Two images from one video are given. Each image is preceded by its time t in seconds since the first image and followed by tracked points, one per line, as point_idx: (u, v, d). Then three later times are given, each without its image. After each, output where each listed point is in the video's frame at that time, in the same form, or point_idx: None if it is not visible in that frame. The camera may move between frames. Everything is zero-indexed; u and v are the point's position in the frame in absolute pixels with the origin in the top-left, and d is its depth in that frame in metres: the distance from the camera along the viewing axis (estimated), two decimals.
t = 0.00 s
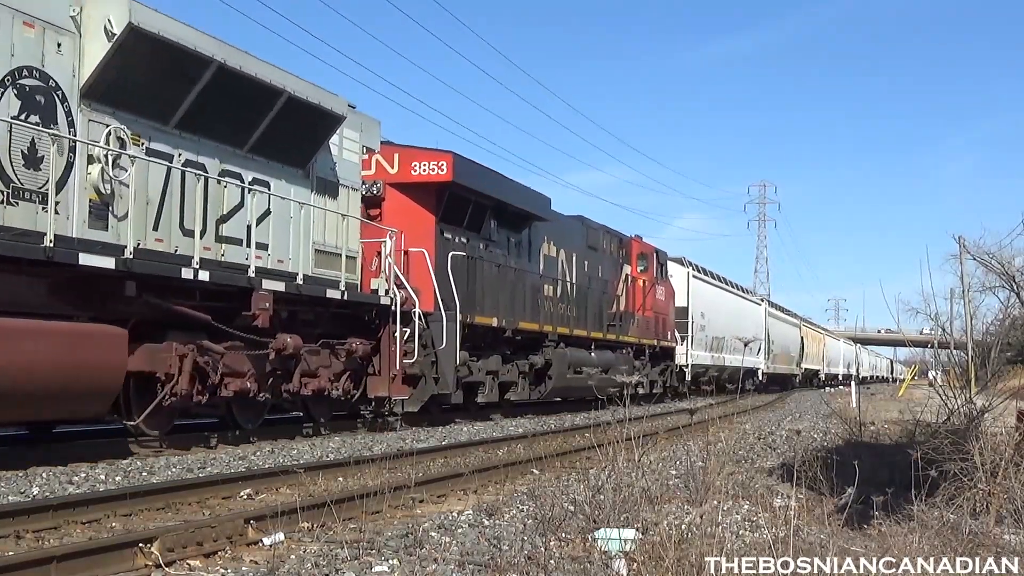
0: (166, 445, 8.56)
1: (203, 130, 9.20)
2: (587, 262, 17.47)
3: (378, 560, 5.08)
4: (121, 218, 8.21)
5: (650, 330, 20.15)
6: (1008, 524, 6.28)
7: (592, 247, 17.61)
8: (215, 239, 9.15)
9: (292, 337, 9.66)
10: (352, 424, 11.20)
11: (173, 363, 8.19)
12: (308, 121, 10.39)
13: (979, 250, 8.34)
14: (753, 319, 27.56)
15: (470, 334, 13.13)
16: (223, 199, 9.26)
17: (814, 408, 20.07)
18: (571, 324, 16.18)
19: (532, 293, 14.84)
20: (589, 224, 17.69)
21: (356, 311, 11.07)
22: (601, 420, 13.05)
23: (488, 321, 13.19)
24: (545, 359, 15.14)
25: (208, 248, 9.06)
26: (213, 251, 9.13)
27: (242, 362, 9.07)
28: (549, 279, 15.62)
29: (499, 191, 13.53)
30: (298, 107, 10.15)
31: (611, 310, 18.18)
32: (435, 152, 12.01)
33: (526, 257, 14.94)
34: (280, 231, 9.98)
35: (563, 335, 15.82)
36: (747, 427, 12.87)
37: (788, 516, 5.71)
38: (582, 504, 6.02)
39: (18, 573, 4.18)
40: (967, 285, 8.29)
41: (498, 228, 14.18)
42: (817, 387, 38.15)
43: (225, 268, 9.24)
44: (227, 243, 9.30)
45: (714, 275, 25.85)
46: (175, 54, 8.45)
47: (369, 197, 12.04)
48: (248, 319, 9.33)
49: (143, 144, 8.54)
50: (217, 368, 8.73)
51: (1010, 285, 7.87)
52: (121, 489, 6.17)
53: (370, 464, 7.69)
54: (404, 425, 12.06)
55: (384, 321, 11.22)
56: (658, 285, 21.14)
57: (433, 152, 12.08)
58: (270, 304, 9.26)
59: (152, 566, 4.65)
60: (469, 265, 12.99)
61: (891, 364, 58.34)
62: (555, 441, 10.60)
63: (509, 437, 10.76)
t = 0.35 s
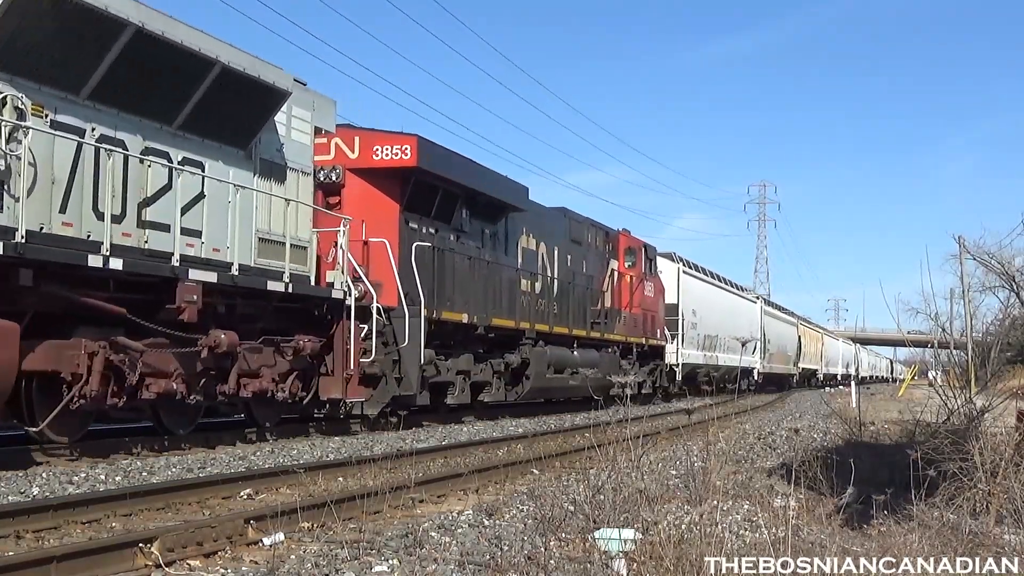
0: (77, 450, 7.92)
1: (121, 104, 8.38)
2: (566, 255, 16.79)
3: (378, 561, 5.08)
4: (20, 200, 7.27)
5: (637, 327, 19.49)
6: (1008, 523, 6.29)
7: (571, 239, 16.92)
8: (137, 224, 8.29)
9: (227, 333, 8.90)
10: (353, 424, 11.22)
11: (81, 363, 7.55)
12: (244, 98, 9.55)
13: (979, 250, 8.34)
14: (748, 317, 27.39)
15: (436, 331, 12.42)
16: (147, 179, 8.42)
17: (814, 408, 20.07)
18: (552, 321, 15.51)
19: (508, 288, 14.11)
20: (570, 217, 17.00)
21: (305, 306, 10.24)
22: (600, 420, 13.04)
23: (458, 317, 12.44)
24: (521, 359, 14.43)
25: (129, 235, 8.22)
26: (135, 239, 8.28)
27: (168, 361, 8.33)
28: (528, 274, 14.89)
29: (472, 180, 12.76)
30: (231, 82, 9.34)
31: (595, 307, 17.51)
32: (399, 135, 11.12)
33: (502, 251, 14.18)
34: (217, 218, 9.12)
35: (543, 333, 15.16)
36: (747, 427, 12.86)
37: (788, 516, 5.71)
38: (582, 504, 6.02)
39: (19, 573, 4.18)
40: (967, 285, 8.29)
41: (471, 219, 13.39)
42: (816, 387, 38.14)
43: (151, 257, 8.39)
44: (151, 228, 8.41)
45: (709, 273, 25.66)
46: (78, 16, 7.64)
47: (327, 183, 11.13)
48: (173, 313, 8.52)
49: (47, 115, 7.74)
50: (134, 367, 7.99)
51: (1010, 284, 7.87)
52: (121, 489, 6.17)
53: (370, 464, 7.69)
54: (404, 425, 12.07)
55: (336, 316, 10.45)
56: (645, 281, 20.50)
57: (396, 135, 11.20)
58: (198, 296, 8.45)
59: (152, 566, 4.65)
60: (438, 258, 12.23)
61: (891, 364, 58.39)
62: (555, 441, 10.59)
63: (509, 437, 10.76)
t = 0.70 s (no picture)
0: None
1: (24, 71, 7.49)
2: (552, 248, 15.98)
3: (378, 560, 5.08)
4: None
5: (624, 325, 18.67)
6: (1008, 523, 6.28)
7: (556, 232, 16.13)
8: (39, 206, 7.49)
9: (146, 329, 7.99)
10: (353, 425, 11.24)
11: None
12: (168, 72, 8.59)
13: (978, 250, 8.33)
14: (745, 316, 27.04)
15: (399, 328, 11.62)
16: (52, 157, 7.60)
17: (813, 408, 20.05)
18: (530, 319, 14.70)
19: (482, 283, 13.27)
20: (555, 209, 16.19)
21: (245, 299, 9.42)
22: (600, 420, 13.04)
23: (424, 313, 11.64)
24: (496, 358, 13.61)
25: (30, 218, 7.41)
26: (37, 222, 7.46)
27: (76, 359, 7.58)
28: (505, 269, 14.05)
29: (441, 167, 11.91)
30: (154, 55, 8.39)
31: (580, 304, 16.68)
32: (357, 117, 10.36)
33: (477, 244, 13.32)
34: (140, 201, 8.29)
35: (520, 331, 14.35)
36: (747, 427, 12.85)
37: (788, 516, 5.70)
38: (582, 504, 6.03)
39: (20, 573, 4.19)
40: (967, 285, 8.28)
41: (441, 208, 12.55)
42: (815, 386, 38.19)
43: (58, 243, 7.58)
44: (53, 211, 7.59)
45: (704, 271, 25.34)
46: None
47: (279, 167, 10.41)
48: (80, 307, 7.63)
49: None
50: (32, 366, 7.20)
51: (1010, 285, 7.85)
52: (120, 489, 6.17)
53: (370, 464, 7.69)
54: (405, 425, 12.08)
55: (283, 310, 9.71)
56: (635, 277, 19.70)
57: (354, 116, 10.41)
58: (111, 289, 7.56)
59: (152, 566, 4.65)
60: (399, 249, 11.38)
61: (891, 364, 58.38)
62: (555, 441, 10.58)
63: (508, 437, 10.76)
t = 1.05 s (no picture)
0: None
1: None
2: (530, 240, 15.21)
3: (378, 560, 5.08)
4: None
5: (609, 323, 17.78)
6: (1008, 524, 6.28)
7: (534, 224, 15.34)
8: None
9: (44, 324, 7.23)
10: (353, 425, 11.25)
11: None
12: (82, 40, 7.67)
13: (978, 250, 8.32)
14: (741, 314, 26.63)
15: (353, 323, 10.81)
16: None
17: (814, 408, 20.05)
18: (504, 315, 13.89)
19: (450, 275, 12.47)
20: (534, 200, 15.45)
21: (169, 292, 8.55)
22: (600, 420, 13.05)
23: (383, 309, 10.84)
24: (467, 357, 12.77)
25: None
26: None
27: None
28: (475, 261, 13.23)
29: (402, 151, 11.13)
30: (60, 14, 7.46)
31: (560, 301, 15.89)
32: (308, 94, 9.69)
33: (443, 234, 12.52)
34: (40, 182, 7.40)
35: (492, 328, 13.54)
36: (747, 426, 12.85)
37: (788, 516, 5.70)
38: (582, 504, 6.04)
39: (21, 572, 4.19)
40: (967, 285, 8.27)
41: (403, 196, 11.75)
42: (814, 386, 38.24)
43: None
44: None
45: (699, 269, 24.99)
46: None
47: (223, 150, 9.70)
48: None
49: None
50: None
51: (1010, 285, 7.84)
52: (120, 489, 6.17)
53: (370, 464, 7.69)
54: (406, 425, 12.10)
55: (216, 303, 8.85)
56: (619, 273, 18.76)
57: (304, 94, 9.74)
58: None
59: (153, 566, 4.64)
60: (352, 237, 10.57)
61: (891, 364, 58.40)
62: (555, 441, 10.58)
63: (508, 437, 10.75)
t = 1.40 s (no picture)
0: None
1: None
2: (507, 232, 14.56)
3: (378, 561, 5.08)
4: None
5: (593, 320, 17.05)
6: (1008, 523, 6.28)
7: (512, 216, 14.68)
8: None
9: None
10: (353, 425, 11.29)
11: None
12: None
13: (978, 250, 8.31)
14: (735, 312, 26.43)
15: (305, 317, 10.14)
16: None
17: (814, 408, 20.06)
18: (476, 311, 13.26)
19: (415, 267, 11.80)
20: (512, 191, 14.84)
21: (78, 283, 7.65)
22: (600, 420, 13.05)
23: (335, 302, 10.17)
24: (433, 356, 12.15)
25: None
26: None
27: None
28: (444, 252, 12.57)
29: (359, 131, 10.49)
30: None
31: (540, 297, 15.21)
32: (248, 67, 9.11)
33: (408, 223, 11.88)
34: None
35: (463, 324, 12.89)
36: (747, 426, 12.85)
37: (789, 516, 5.70)
38: (582, 504, 6.04)
39: (21, 572, 4.19)
40: (967, 285, 8.26)
41: (363, 183, 11.11)
42: (813, 386, 38.31)
43: None
44: None
45: (694, 267, 24.80)
46: None
47: (157, 128, 9.25)
48: None
49: None
50: None
51: (1010, 285, 7.83)
52: (120, 489, 6.17)
53: (370, 464, 7.69)
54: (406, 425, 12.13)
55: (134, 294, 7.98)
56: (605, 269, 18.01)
57: (244, 68, 9.16)
58: None
59: (152, 566, 4.64)
60: (300, 223, 9.90)
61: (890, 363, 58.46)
62: (554, 441, 10.57)
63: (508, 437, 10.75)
